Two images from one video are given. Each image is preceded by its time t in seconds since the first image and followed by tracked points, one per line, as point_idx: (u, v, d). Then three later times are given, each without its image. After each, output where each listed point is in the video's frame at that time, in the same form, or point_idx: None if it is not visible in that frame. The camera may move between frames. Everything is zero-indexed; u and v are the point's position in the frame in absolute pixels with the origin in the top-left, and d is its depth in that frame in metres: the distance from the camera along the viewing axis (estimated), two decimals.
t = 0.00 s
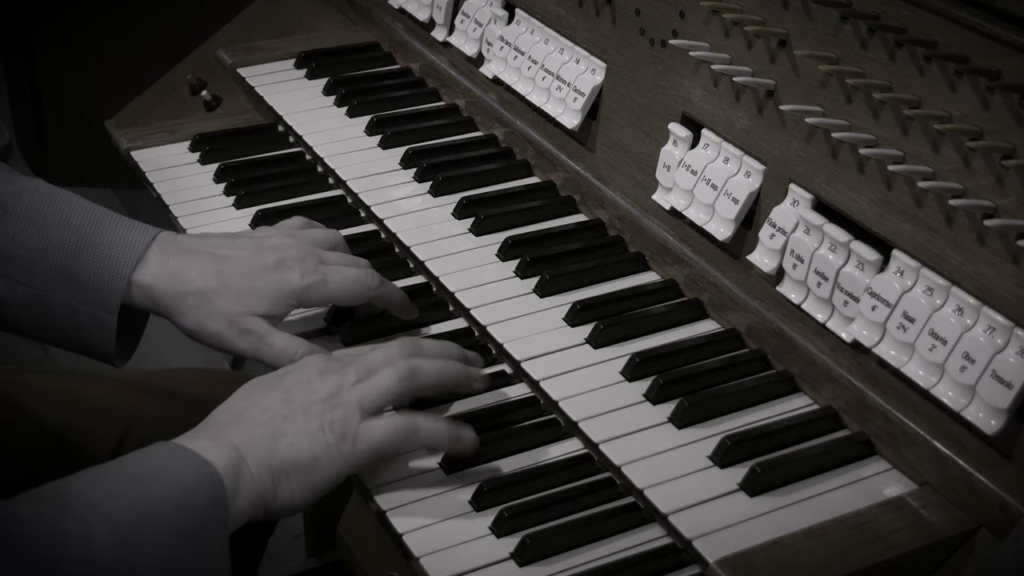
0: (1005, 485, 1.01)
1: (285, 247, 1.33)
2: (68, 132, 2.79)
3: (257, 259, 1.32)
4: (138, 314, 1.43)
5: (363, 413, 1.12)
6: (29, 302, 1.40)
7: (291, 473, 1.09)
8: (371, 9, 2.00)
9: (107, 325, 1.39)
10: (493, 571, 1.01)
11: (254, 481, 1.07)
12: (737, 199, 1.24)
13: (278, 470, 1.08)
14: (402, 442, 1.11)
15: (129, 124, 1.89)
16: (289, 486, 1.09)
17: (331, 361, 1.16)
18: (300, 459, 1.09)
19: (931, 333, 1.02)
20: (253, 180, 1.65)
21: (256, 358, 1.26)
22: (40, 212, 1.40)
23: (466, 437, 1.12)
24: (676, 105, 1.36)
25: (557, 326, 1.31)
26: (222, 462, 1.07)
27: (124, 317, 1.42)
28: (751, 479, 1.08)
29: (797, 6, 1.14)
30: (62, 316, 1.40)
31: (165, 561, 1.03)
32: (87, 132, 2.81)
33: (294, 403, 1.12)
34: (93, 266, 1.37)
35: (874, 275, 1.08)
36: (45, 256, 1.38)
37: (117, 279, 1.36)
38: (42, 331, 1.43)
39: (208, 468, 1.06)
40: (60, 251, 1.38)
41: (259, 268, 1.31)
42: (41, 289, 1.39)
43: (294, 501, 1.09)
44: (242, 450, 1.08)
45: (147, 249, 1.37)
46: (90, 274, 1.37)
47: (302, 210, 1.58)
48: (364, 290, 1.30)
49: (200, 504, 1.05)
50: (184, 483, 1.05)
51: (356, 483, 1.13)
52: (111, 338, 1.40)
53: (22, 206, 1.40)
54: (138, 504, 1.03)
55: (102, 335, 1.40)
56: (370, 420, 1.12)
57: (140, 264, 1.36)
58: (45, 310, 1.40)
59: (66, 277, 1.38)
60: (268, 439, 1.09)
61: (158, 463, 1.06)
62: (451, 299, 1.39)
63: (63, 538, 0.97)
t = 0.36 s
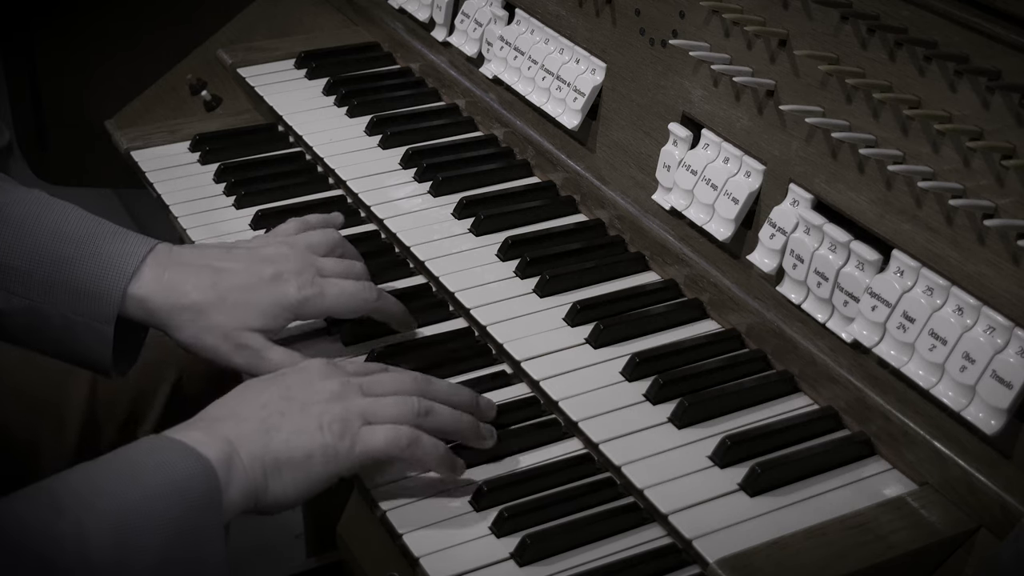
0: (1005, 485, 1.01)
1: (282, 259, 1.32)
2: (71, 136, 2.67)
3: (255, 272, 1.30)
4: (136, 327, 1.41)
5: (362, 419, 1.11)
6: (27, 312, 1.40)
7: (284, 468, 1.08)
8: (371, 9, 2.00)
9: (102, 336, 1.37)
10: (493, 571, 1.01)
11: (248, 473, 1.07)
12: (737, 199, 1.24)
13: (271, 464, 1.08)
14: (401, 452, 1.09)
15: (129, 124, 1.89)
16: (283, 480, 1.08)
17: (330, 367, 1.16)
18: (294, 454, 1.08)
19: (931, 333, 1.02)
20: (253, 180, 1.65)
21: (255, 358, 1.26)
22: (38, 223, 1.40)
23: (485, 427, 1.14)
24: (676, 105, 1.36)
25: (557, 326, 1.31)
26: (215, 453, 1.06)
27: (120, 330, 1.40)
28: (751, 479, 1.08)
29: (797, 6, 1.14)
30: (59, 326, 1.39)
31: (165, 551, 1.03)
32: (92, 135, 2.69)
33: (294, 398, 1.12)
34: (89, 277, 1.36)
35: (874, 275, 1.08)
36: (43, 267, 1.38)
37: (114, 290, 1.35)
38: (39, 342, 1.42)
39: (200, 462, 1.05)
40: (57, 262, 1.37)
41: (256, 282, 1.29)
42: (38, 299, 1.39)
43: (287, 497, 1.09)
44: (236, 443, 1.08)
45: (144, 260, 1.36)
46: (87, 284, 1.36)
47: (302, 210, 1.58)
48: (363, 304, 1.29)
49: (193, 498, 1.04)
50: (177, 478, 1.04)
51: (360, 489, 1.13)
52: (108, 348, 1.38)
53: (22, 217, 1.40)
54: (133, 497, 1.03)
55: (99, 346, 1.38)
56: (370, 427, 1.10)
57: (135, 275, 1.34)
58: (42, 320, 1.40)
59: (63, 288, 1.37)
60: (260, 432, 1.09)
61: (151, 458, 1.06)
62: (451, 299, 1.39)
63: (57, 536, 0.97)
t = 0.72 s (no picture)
0: (1005, 485, 1.01)
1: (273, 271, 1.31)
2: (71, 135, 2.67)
3: (247, 280, 1.29)
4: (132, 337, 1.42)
5: (376, 399, 1.12)
6: (24, 317, 1.41)
7: (301, 458, 1.08)
8: (371, 9, 2.00)
9: (102, 344, 1.38)
10: (493, 571, 1.01)
11: (264, 462, 1.07)
12: (737, 199, 1.24)
13: (288, 454, 1.07)
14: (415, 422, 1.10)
15: (129, 124, 1.89)
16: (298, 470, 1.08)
17: (348, 355, 1.16)
18: (310, 441, 1.08)
19: (931, 333, 1.02)
20: (253, 181, 1.65)
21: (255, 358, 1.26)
22: (37, 231, 1.41)
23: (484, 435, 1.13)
24: (676, 105, 1.36)
25: (557, 326, 1.31)
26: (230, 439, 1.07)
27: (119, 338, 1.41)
28: (751, 479, 1.08)
29: (797, 6, 1.14)
30: (57, 335, 1.40)
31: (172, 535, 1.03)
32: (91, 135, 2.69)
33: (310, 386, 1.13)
34: (88, 285, 1.37)
35: (874, 275, 1.08)
36: (41, 274, 1.39)
37: (113, 297, 1.35)
38: (39, 348, 1.43)
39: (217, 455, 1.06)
40: (56, 269, 1.38)
41: (249, 290, 1.28)
42: (36, 307, 1.40)
43: (302, 485, 1.08)
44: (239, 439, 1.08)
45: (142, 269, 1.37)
46: (85, 291, 1.37)
47: (302, 210, 1.58)
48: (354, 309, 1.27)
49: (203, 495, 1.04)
50: (185, 469, 1.05)
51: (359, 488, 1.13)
52: (105, 356, 1.40)
53: (20, 226, 1.41)
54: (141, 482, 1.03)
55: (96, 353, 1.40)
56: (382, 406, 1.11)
57: (135, 282, 1.36)
58: (41, 325, 1.41)
59: (61, 296, 1.38)
60: (279, 419, 1.09)
61: (161, 447, 1.06)
62: (451, 299, 1.39)
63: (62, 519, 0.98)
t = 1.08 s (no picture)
0: (1005, 485, 1.01)
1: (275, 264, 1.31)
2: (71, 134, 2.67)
3: (249, 272, 1.29)
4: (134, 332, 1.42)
5: (376, 396, 1.11)
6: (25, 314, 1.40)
7: (302, 453, 1.08)
8: (371, 9, 2.00)
9: (104, 339, 1.38)
10: (494, 571, 1.01)
11: (266, 458, 1.06)
12: (737, 199, 1.24)
13: (289, 448, 1.07)
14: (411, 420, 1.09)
15: (129, 124, 1.89)
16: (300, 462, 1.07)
17: (353, 350, 1.15)
18: (312, 437, 1.08)
19: (931, 333, 1.02)
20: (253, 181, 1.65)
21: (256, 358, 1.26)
22: (38, 228, 1.42)
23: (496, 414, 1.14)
24: (676, 105, 1.36)
25: (557, 327, 1.31)
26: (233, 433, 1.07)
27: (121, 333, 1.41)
28: (751, 479, 1.08)
29: (797, 6, 1.14)
30: (58, 329, 1.40)
31: (172, 527, 1.03)
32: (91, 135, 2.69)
33: (313, 381, 1.11)
34: (89, 281, 1.37)
35: (874, 275, 1.08)
36: (42, 270, 1.39)
37: (114, 291, 1.35)
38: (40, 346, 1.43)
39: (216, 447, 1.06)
40: (57, 266, 1.39)
41: (250, 280, 1.28)
42: (37, 302, 1.39)
43: (304, 480, 1.08)
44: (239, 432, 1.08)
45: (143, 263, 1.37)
46: (87, 286, 1.37)
47: (302, 210, 1.58)
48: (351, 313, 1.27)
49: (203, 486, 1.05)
50: (188, 459, 1.05)
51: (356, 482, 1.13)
52: (107, 352, 1.39)
53: (22, 222, 1.41)
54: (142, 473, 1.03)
55: (98, 350, 1.40)
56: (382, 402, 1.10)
57: (137, 277, 1.35)
58: (41, 322, 1.40)
59: (63, 291, 1.38)
60: (281, 414, 1.09)
61: (164, 437, 1.06)
62: (451, 299, 1.39)
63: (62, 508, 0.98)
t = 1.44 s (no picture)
0: (1005, 485, 1.01)
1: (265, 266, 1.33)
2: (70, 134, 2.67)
3: (239, 276, 1.30)
4: (128, 342, 1.41)
5: (380, 379, 1.11)
6: (19, 321, 1.40)
7: (302, 430, 1.08)
8: (371, 9, 2.00)
9: (98, 347, 1.38)
10: (494, 571, 1.01)
11: (266, 436, 1.07)
12: (737, 199, 1.24)
13: (289, 426, 1.08)
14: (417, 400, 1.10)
15: (129, 124, 1.89)
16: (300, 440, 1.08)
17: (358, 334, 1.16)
18: (313, 416, 1.08)
19: (931, 333, 1.02)
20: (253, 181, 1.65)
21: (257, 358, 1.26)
22: (36, 234, 1.41)
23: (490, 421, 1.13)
24: (676, 105, 1.36)
25: (557, 326, 1.31)
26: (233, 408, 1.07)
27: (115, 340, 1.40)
28: (751, 480, 1.08)
29: (797, 6, 1.14)
30: (53, 338, 1.40)
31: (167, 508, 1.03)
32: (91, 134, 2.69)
33: (317, 360, 1.12)
34: (86, 288, 1.37)
35: (874, 275, 1.08)
36: (38, 277, 1.38)
37: (111, 299, 1.35)
38: (33, 355, 1.42)
39: (215, 425, 1.06)
40: (53, 273, 1.38)
41: (240, 283, 1.29)
42: (31, 308, 1.39)
43: (301, 459, 1.08)
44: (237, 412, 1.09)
45: (141, 272, 1.37)
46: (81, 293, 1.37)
47: (302, 210, 1.58)
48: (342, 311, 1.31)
49: (200, 462, 1.05)
50: (186, 441, 1.04)
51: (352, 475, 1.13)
52: (101, 361, 1.39)
53: (20, 228, 1.41)
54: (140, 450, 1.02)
55: (92, 358, 1.39)
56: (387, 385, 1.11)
57: (134, 286, 1.35)
58: (35, 330, 1.40)
59: (58, 299, 1.38)
60: (283, 394, 1.09)
61: (164, 416, 1.06)
62: (451, 299, 1.39)
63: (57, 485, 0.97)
